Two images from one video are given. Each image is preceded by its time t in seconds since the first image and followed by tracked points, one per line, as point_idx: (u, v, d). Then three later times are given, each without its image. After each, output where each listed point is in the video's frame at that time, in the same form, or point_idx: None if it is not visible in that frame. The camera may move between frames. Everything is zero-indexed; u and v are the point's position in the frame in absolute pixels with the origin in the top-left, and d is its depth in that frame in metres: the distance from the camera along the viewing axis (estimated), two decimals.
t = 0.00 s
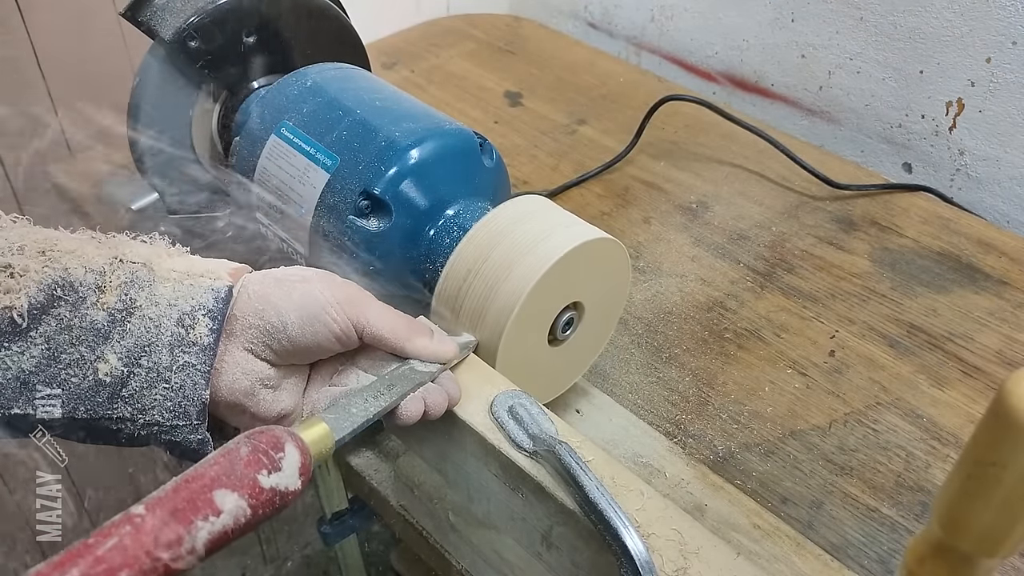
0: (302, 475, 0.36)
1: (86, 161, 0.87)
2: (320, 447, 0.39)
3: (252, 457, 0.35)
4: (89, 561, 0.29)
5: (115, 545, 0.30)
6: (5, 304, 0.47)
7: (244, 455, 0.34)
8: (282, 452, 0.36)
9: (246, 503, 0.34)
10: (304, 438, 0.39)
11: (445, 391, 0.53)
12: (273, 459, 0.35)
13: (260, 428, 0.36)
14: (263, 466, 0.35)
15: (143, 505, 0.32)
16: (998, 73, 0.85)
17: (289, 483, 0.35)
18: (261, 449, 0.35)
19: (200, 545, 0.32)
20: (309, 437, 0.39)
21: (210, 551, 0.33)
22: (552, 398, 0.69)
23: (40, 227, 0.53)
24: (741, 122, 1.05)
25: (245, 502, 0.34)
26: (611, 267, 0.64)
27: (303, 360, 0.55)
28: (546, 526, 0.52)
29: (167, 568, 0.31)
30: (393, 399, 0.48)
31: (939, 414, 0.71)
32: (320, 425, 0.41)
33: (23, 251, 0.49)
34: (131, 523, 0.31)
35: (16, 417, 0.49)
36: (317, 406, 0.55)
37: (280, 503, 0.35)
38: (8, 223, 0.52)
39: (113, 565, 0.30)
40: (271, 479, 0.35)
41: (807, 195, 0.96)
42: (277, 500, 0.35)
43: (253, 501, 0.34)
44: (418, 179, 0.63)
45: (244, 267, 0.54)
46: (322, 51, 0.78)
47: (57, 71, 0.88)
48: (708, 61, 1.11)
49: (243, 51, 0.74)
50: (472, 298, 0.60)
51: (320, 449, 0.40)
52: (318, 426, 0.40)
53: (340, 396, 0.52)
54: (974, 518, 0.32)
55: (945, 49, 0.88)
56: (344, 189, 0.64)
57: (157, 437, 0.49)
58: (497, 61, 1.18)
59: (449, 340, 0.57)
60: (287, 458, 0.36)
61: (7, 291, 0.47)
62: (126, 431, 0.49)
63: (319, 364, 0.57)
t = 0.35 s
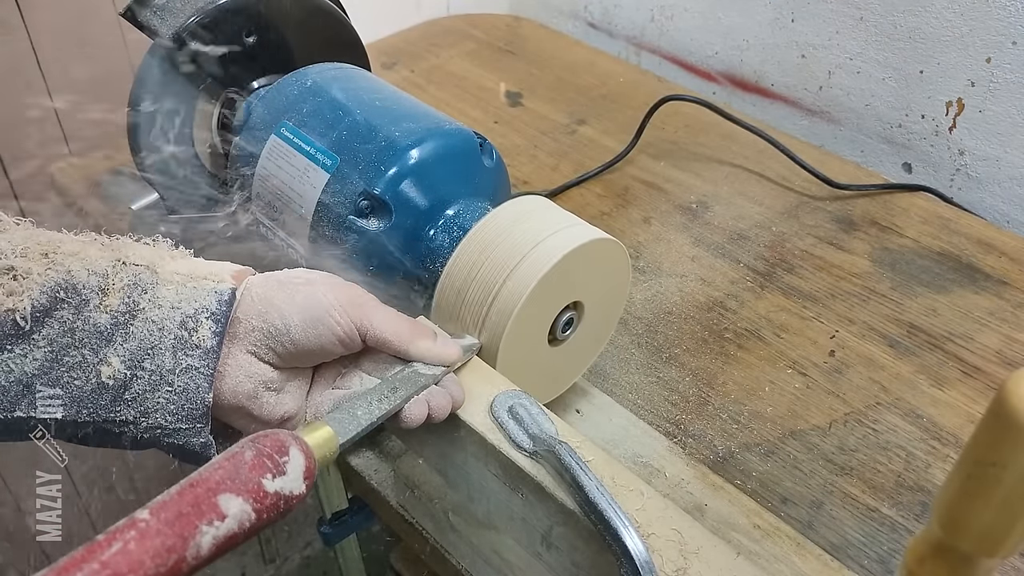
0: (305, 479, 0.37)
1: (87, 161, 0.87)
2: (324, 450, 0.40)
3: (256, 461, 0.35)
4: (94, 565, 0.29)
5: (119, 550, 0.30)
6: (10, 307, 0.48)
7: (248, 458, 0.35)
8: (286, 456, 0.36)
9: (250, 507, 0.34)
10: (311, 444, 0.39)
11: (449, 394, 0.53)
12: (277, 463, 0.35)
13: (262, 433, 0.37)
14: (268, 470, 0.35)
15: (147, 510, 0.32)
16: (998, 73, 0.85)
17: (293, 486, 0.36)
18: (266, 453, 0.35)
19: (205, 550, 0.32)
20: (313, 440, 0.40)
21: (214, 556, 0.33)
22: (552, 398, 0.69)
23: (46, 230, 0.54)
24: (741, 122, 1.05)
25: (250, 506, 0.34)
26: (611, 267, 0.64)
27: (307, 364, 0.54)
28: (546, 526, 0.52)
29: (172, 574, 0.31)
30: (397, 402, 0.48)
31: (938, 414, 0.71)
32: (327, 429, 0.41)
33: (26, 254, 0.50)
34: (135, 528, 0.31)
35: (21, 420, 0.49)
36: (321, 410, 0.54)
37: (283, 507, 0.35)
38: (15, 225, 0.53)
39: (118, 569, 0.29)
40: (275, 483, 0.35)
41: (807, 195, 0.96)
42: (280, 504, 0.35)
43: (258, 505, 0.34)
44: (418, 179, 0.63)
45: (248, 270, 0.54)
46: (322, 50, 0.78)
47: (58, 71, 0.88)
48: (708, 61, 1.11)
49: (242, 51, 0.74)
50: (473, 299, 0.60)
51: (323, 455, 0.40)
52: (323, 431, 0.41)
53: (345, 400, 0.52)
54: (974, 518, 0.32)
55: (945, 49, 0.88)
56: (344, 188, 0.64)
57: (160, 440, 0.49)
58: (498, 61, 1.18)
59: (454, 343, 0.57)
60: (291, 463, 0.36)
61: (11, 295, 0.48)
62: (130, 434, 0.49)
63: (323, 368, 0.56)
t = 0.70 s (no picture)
0: (310, 483, 0.36)
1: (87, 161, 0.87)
2: (329, 455, 0.40)
3: (260, 466, 0.35)
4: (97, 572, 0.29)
5: (123, 556, 0.30)
6: (14, 309, 0.48)
7: (252, 463, 0.35)
8: (290, 461, 0.36)
9: (254, 512, 0.34)
10: (314, 449, 0.39)
11: (453, 398, 0.53)
12: (281, 468, 0.35)
13: (267, 437, 0.37)
14: (272, 475, 0.35)
15: (150, 515, 0.32)
16: (998, 73, 0.85)
17: (297, 491, 0.36)
18: (269, 458, 0.35)
19: (208, 555, 0.32)
20: (318, 445, 0.39)
21: (218, 562, 0.33)
22: (552, 398, 0.69)
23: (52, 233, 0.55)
24: (741, 122, 1.05)
25: (253, 512, 0.34)
26: (611, 268, 0.64)
27: (311, 367, 0.53)
28: (546, 526, 0.52)
29: None
30: (402, 407, 0.49)
31: (938, 414, 0.71)
32: (330, 433, 0.41)
33: (31, 256, 0.50)
34: (138, 533, 0.31)
35: (21, 425, 0.49)
36: (325, 413, 0.53)
37: (287, 512, 0.35)
38: (22, 228, 0.54)
39: None
40: (279, 489, 0.35)
41: (807, 195, 0.96)
42: (284, 509, 0.35)
43: (262, 511, 0.34)
44: (418, 179, 0.63)
45: (252, 272, 0.53)
46: (322, 50, 0.78)
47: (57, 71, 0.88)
48: (708, 61, 1.11)
49: (243, 51, 0.74)
50: (473, 299, 0.60)
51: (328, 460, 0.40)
52: (327, 435, 0.40)
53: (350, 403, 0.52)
54: (974, 518, 0.32)
55: (945, 49, 0.88)
56: (344, 188, 0.64)
57: (163, 443, 0.48)
58: (498, 61, 1.18)
59: (459, 347, 0.56)
60: (295, 468, 0.36)
61: (16, 297, 0.48)
62: (133, 437, 0.49)
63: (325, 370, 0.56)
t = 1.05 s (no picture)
0: (315, 487, 0.36)
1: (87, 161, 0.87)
2: (333, 459, 0.39)
3: (265, 471, 0.35)
4: None
5: (127, 562, 0.30)
6: (17, 311, 0.47)
7: (257, 468, 0.34)
8: (296, 465, 0.36)
9: (259, 517, 0.34)
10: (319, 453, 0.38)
11: (457, 401, 0.53)
12: (287, 473, 0.35)
13: (273, 440, 0.36)
14: (277, 479, 0.35)
15: (155, 520, 0.32)
16: (998, 73, 0.85)
17: (303, 496, 0.35)
18: (275, 462, 0.35)
19: (213, 561, 0.32)
20: (323, 448, 0.39)
21: (222, 566, 0.33)
22: (552, 398, 0.69)
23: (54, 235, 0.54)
24: (741, 122, 1.05)
25: (258, 517, 0.34)
26: (611, 268, 0.64)
27: (314, 369, 0.53)
28: (546, 526, 0.52)
29: None
30: (406, 410, 0.48)
31: (938, 414, 0.71)
32: (335, 437, 0.40)
33: (33, 258, 0.50)
34: (143, 540, 0.31)
35: (21, 430, 0.48)
36: (328, 417, 0.54)
37: (293, 517, 0.35)
38: (24, 229, 0.54)
39: None
40: (285, 493, 0.35)
41: (807, 195, 0.96)
42: (290, 514, 0.35)
43: (267, 516, 0.34)
44: (418, 179, 0.63)
45: (255, 275, 0.53)
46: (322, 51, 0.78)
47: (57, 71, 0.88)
48: (708, 61, 1.11)
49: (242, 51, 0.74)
50: (472, 299, 0.60)
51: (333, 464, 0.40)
52: (331, 438, 0.40)
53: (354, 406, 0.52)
54: (974, 518, 0.32)
55: (945, 49, 0.88)
56: (343, 188, 0.64)
57: (167, 447, 0.48)
58: (497, 61, 1.18)
59: (462, 349, 0.56)
60: (301, 472, 0.36)
61: (18, 298, 0.48)
62: (135, 441, 0.48)
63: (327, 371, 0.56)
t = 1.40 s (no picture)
0: (321, 492, 0.36)
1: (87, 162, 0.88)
2: (338, 463, 0.39)
3: (270, 476, 0.35)
4: None
5: (132, 568, 0.30)
6: (21, 314, 0.48)
7: (262, 473, 0.34)
8: (299, 470, 0.35)
9: (264, 523, 0.34)
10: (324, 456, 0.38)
11: (463, 405, 0.52)
12: (291, 478, 0.35)
13: (279, 444, 0.36)
14: (282, 485, 0.34)
15: (161, 525, 0.32)
16: (999, 73, 0.85)
17: (308, 501, 0.35)
18: (280, 467, 0.35)
19: (218, 566, 0.32)
20: (327, 452, 0.39)
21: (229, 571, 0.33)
22: (551, 398, 0.69)
23: (60, 238, 0.54)
24: (741, 122, 1.05)
25: (263, 522, 0.34)
26: (611, 268, 0.64)
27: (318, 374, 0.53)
28: (546, 526, 0.52)
29: None
30: (410, 413, 0.48)
31: (938, 414, 0.71)
32: (341, 441, 0.40)
33: (37, 262, 0.50)
34: (148, 545, 0.31)
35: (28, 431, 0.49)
36: (332, 420, 0.53)
37: (298, 522, 0.35)
38: (29, 232, 0.53)
39: None
40: (290, 498, 0.35)
41: (807, 195, 0.96)
42: (295, 519, 0.35)
43: (272, 521, 0.34)
44: (418, 179, 0.63)
45: (258, 276, 0.53)
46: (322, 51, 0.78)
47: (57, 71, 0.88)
48: (708, 61, 1.11)
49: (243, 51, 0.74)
50: (472, 299, 0.60)
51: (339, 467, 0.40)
52: (337, 443, 0.40)
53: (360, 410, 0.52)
54: (974, 518, 0.32)
55: (945, 49, 0.88)
56: (343, 188, 0.64)
57: (170, 450, 0.48)
58: (498, 61, 1.18)
59: (467, 352, 0.56)
60: (306, 476, 0.35)
61: (22, 302, 0.48)
62: (139, 444, 0.48)
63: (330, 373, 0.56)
